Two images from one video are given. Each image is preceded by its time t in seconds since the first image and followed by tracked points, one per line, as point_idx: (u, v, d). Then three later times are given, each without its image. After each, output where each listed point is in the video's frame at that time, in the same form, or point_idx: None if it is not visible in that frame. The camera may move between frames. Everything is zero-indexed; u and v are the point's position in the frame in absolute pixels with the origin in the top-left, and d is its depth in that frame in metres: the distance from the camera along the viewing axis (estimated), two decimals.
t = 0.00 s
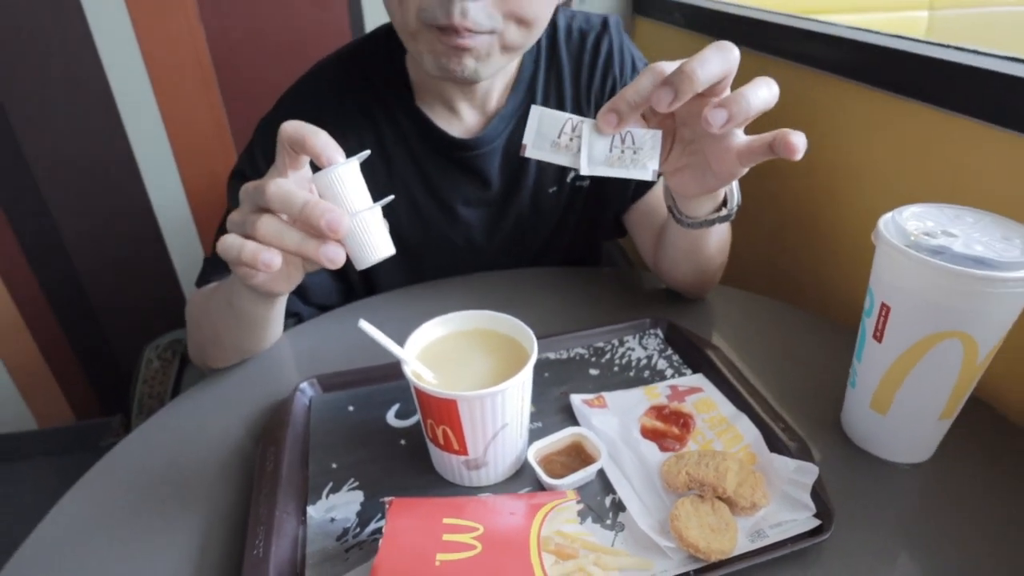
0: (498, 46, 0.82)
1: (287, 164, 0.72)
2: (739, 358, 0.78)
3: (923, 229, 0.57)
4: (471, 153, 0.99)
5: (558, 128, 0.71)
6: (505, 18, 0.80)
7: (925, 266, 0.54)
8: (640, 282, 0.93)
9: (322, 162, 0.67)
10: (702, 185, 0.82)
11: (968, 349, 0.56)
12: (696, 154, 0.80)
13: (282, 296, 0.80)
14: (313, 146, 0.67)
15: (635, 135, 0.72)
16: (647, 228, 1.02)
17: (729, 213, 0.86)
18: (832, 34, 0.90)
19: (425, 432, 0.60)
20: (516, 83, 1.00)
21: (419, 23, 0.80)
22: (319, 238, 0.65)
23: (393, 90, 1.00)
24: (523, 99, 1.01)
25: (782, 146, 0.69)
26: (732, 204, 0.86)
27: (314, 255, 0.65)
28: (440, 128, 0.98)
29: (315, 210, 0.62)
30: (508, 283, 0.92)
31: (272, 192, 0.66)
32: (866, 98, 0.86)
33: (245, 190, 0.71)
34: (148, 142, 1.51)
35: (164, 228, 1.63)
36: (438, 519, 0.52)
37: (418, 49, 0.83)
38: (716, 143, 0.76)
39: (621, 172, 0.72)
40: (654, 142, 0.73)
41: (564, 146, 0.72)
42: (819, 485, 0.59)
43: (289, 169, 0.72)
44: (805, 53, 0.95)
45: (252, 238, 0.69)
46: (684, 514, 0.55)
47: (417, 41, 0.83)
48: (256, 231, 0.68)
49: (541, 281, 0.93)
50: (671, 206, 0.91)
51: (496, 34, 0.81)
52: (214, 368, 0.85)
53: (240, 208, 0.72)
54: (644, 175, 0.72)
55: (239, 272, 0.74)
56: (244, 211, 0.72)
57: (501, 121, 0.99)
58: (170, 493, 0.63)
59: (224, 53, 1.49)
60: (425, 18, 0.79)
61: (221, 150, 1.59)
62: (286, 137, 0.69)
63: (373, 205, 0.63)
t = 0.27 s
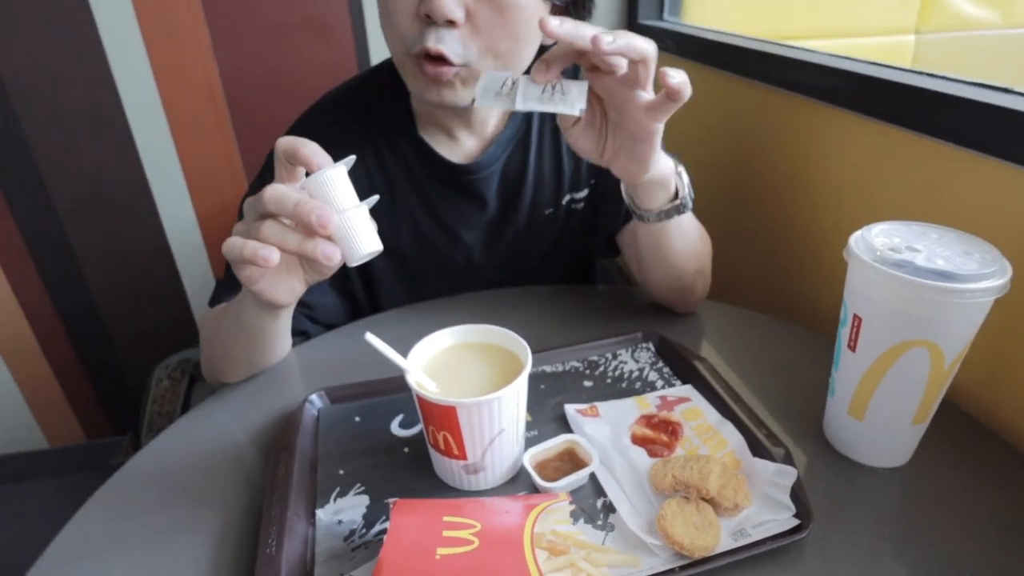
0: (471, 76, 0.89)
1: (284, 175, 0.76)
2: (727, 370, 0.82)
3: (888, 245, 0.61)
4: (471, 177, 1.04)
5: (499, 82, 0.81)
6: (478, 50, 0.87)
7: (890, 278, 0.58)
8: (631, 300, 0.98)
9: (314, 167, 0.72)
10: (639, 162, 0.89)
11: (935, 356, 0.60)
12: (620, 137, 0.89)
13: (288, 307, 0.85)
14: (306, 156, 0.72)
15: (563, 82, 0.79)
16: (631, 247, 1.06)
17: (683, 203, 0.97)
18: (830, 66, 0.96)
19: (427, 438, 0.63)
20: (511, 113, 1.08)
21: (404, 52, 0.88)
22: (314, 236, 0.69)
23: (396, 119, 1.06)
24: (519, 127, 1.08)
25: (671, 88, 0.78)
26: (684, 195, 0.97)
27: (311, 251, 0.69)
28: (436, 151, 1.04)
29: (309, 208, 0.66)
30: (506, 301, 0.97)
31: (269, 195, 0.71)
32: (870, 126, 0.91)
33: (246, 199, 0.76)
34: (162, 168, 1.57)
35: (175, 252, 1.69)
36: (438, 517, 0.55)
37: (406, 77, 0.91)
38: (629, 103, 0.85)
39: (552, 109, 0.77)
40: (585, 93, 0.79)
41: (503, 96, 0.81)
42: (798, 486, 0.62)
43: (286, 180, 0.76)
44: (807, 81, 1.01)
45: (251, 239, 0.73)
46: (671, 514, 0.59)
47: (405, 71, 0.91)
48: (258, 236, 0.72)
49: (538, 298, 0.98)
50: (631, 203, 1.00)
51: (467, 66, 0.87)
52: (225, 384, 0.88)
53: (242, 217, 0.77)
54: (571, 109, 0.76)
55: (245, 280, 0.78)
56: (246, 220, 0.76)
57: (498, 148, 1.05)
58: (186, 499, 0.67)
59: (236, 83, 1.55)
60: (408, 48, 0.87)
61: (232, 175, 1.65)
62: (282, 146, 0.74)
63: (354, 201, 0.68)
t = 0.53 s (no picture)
0: (478, 103, 0.94)
1: (296, 202, 0.80)
2: (716, 379, 0.87)
3: (860, 257, 0.66)
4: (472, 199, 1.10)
5: (497, 165, 0.84)
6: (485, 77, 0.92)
7: (861, 287, 0.62)
8: (627, 314, 1.02)
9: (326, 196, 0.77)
10: (630, 217, 0.93)
11: (905, 360, 0.64)
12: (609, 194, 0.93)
13: (295, 322, 0.88)
14: (319, 187, 0.77)
15: (562, 163, 0.84)
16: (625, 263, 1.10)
17: (676, 241, 0.98)
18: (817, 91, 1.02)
19: (429, 441, 0.67)
20: (511, 137, 1.13)
21: (413, 79, 0.93)
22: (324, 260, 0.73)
23: (401, 143, 1.11)
24: (518, 151, 1.14)
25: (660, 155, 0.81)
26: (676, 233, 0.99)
27: (322, 274, 0.73)
28: (441, 176, 1.09)
29: (323, 234, 0.70)
30: (505, 315, 1.01)
31: (284, 221, 0.74)
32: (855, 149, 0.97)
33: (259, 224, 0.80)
34: (175, 190, 1.63)
35: (187, 272, 1.74)
36: (439, 511, 0.59)
37: (413, 102, 0.96)
38: (616, 176, 0.89)
39: (554, 188, 0.81)
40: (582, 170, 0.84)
41: (503, 179, 0.83)
42: (779, 486, 0.66)
43: (297, 207, 0.80)
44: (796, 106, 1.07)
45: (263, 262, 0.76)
46: (658, 511, 0.62)
47: (413, 99, 0.95)
48: (270, 258, 0.75)
49: (536, 312, 1.02)
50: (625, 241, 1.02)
51: (475, 94, 0.93)
52: (235, 395, 0.93)
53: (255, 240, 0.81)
54: (571, 187, 0.81)
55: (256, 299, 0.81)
56: (258, 243, 0.80)
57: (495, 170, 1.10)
58: (204, 504, 0.71)
59: (247, 108, 1.61)
60: (418, 75, 0.92)
61: (243, 197, 1.71)
62: (296, 177, 0.78)
63: (359, 232, 0.72)
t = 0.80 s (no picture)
0: (479, 123, 1.00)
1: (305, 223, 0.84)
2: (707, 390, 0.90)
3: (836, 269, 0.69)
4: (468, 219, 1.14)
5: (514, 153, 0.94)
6: (490, 100, 0.98)
7: (837, 298, 0.66)
8: (624, 329, 1.06)
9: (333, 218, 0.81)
10: (625, 223, 0.98)
11: (881, 368, 0.67)
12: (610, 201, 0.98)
13: (303, 336, 0.92)
14: (327, 209, 0.82)
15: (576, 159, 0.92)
16: (619, 280, 1.15)
17: (667, 251, 1.03)
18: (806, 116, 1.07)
19: (430, 446, 0.71)
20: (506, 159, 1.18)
21: (419, 100, 0.98)
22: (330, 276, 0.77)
23: (401, 166, 1.16)
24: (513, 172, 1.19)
25: (659, 166, 0.86)
26: (668, 243, 1.03)
27: (326, 291, 0.77)
28: (439, 199, 1.14)
29: (328, 256, 0.75)
30: (504, 331, 1.05)
31: (293, 239, 0.79)
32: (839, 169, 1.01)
33: (271, 242, 0.84)
34: (186, 213, 1.69)
35: (195, 292, 1.79)
36: (439, 511, 0.62)
37: (417, 121, 1.00)
38: (621, 183, 0.95)
39: (565, 179, 0.91)
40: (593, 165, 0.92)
41: (518, 166, 0.93)
42: (764, 488, 0.69)
43: (306, 228, 0.84)
44: (787, 131, 1.11)
45: (274, 278, 0.81)
46: (648, 512, 0.65)
47: (416, 116, 1.00)
48: (280, 274, 0.80)
49: (533, 327, 1.06)
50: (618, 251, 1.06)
51: (480, 114, 0.98)
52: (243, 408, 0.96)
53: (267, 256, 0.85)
54: (579, 181, 0.90)
55: (266, 312, 0.86)
56: (269, 259, 0.84)
57: (491, 192, 1.15)
58: (216, 507, 0.74)
59: (257, 134, 1.67)
60: (424, 95, 0.97)
61: (251, 219, 1.76)
62: (306, 200, 0.83)
63: (362, 254, 0.76)
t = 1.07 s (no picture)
0: (514, 131, 1.04)
1: (316, 232, 0.87)
2: (707, 395, 0.93)
3: (828, 274, 0.72)
4: (471, 229, 1.18)
5: (568, 151, 0.90)
6: (524, 109, 1.03)
7: (830, 302, 0.69)
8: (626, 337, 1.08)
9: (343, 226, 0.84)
10: (651, 234, 1.01)
11: (872, 369, 0.70)
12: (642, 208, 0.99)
13: (313, 341, 0.95)
14: (337, 218, 0.85)
15: (628, 175, 0.91)
16: (622, 289, 1.17)
17: (683, 260, 1.05)
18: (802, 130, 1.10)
19: (439, 446, 0.73)
20: (508, 172, 1.22)
21: (461, 118, 1.02)
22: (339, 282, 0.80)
23: (406, 178, 1.20)
24: (514, 185, 1.22)
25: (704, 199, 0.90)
26: (684, 253, 1.06)
27: (334, 295, 0.80)
28: (443, 210, 1.17)
29: (335, 261, 0.78)
30: (509, 339, 1.08)
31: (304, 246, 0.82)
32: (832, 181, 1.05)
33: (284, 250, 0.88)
34: (196, 226, 1.73)
35: (204, 304, 1.82)
36: (447, 506, 0.64)
37: (458, 141, 1.03)
38: (664, 199, 0.96)
39: (613, 191, 0.91)
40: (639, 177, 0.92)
41: (570, 167, 0.90)
42: (762, 486, 0.71)
43: (317, 236, 0.87)
44: (783, 144, 1.15)
45: (285, 284, 0.84)
46: (649, 508, 0.67)
47: (458, 132, 1.03)
48: (292, 280, 0.83)
49: (537, 335, 1.09)
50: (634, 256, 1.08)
51: (517, 123, 1.03)
52: (255, 414, 0.98)
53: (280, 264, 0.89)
54: (629, 196, 0.91)
55: (279, 317, 0.89)
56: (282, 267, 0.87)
57: (494, 204, 1.19)
58: (229, 505, 0.77)
59: (267, 149, 1.71)
60: (467, 113, 1.01)
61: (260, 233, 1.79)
62: (317, 209, 0.86)
63: (367, 260, 0.79)
